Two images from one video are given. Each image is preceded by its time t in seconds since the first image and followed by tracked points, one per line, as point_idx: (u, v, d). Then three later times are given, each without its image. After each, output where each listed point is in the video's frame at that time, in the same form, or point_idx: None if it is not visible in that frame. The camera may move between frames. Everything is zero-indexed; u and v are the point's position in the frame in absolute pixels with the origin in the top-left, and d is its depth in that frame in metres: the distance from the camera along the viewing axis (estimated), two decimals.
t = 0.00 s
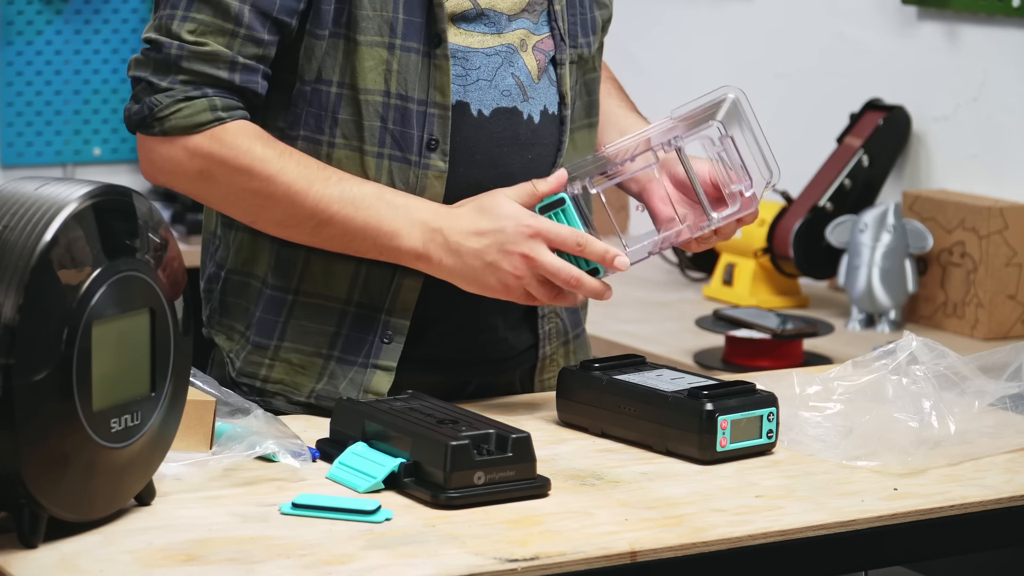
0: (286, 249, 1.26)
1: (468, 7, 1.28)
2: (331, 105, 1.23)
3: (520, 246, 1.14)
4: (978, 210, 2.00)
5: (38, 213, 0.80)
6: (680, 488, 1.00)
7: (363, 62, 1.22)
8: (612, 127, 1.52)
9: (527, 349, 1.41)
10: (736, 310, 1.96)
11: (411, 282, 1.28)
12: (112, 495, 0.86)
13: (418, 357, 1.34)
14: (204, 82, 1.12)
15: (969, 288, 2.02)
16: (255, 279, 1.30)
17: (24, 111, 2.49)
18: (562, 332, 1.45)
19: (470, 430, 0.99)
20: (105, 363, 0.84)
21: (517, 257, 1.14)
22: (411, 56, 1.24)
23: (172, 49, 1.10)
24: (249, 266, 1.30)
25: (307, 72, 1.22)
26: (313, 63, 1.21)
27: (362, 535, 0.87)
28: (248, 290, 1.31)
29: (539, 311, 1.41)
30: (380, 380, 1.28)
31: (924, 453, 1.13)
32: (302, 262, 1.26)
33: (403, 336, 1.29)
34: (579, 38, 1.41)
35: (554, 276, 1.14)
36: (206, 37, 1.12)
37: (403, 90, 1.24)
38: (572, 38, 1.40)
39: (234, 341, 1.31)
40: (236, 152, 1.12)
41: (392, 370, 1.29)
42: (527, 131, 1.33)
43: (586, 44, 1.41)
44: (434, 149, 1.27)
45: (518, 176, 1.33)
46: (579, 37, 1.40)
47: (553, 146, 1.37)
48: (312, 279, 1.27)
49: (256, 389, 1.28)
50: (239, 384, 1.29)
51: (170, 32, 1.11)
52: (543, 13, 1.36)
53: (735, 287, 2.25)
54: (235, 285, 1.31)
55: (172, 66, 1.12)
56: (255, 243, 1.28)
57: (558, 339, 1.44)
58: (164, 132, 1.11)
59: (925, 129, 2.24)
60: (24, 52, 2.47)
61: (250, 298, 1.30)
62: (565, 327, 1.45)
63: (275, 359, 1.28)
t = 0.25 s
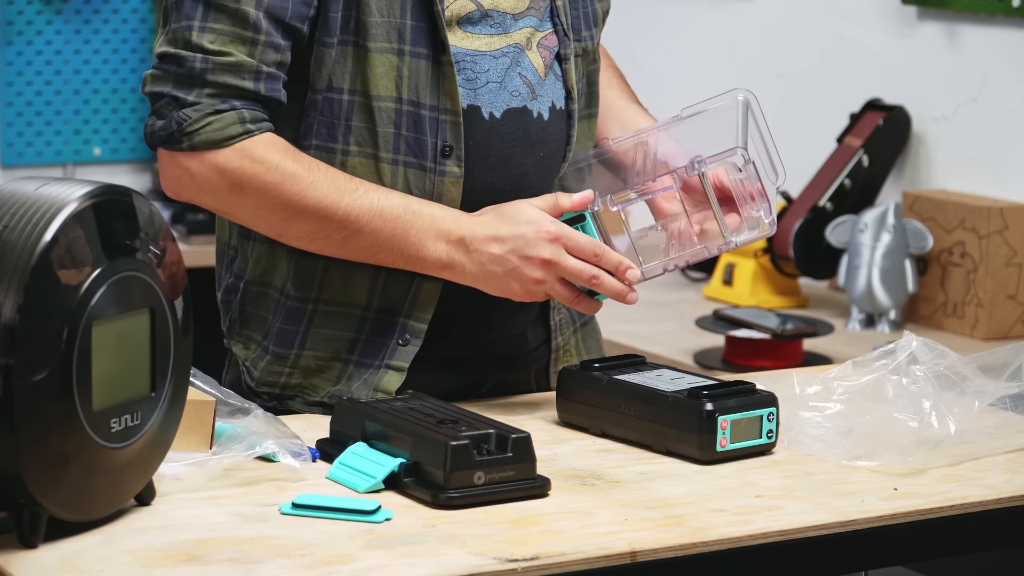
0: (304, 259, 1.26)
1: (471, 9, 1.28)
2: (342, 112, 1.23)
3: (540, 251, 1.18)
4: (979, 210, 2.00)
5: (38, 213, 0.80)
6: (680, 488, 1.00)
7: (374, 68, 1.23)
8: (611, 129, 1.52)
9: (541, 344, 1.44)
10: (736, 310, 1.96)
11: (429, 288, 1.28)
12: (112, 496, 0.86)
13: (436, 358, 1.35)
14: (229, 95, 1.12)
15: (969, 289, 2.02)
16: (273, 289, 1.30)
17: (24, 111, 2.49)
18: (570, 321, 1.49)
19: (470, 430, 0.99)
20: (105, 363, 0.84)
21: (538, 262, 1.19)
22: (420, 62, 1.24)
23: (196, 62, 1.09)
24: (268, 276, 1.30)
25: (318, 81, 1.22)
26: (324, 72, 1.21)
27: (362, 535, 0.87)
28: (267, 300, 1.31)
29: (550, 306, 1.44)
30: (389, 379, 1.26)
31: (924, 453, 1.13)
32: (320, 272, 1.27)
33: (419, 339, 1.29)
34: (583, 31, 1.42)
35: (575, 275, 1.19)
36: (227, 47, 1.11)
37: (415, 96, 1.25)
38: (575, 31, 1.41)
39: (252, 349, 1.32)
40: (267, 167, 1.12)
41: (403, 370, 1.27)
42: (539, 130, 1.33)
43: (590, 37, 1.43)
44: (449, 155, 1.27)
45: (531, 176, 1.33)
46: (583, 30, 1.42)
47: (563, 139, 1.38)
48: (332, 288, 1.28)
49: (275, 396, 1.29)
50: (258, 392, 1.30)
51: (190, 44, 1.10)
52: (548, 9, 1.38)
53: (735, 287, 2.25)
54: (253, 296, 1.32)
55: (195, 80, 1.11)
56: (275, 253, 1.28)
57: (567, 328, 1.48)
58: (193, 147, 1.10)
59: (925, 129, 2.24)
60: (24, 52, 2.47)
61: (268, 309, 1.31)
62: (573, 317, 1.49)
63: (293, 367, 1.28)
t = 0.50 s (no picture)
0: (301, 259, 1.26)
1: (469, 7, 1.28)
2: (337, 113, 1.23)
3: (535, 254, 1.18)
4: (978, 210, 2.00)
5: (38, 213, 0.80)
6: (680, 488, 1.00)
7: (370, 69, 1.23)
8: (611, 129, 1.52)
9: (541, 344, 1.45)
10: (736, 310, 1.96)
11: (427, 288, 1.28)
12: (112, 496, 0.86)
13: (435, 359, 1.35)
14: (225, 97, 1.13)
15: (969, 288, 2.02)
16: (269, 289, 1.31)
17: (24, 111, 2.49)
18: (570, 320, 1.48)
19: (470, 430, 0.99)
20: (105, 363, 0.84)
21: (533, 266, 1.19)
22: (417, 62, 1.24)
23: (191, 63, 1.10)
24: (264, 276, 1.31)
25: (314, 81, 1.22)
26: (319, 72, 1.21)
27: (362, 536, 0.87)
28: (263, 300, 1.32)
29: (549, 305, 1.43)
30: (388, 381, 1.26)
31: (924, 453, 1.13)
32: (317, 273, 1.27)
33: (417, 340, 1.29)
34: (584, 30, 1.42)
35: (571, 279, 1.19)
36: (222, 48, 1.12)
37: (411, 97, 1.25)
38: (575, 28, 1.41)
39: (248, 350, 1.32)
40: (261, 170, 1.13)
41: (401, 371, 1.28)
42: (536, 129, 1.33)
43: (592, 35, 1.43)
44: (444, 156, 1.27)
45: (527, 176, 1.34)
46: (584, 28, 1.42)
47: (561, 139, 1.38)
48: (329, 288, 1.28)
49: (273, 397, 1.29)
50: (256, 393, 1.30)
51: (185, 45, 1.11)
52: (548, 6, 1.38)
53: (735, 287, 2.25)
54: (250, 296, 1.33)
55: (192, 82, 1.12)
56: (273, 254, 1.29)
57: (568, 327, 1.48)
58: (189, 148, 1.11)
59: (925, 129, 2.24)
60: (24, 52, 2.47)
61: (265, 309, 1.31)
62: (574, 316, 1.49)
63: (291, 367, 1.28)
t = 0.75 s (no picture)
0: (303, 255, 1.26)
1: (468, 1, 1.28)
2: (338, 109, 1.23)
3: (516, 260, 1.16)
4: (978, 210, 2.00)
5: (38, 213, 0.80)
6: (680, 488, 1.00)
7: (367, 63, 1.23)
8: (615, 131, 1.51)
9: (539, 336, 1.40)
10: (736, 310, 1.95)
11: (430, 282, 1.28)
12: (112, 495, 0.86)
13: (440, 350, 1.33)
14: (208, 92, 1.13)
15: (969, 288, 2.02)
16: (268, 286, 1.30)
17: (24, 111, 2.49)
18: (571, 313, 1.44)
19: (470, 430, 0.99)
20: (105, 363, 0.84)
21: (515, 272, 1.16)
22: (416, 56, 1.25)
23: (175, 57, 1.10)
24: (263, 273, 1.30)
25: (314, 77, 1.22)
26: (319, 68, 1.22)
27: (362, 535, 0.87)
28: (262, 297, 1.31)
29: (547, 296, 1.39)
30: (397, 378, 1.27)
31: (923, 453, 1.13)
32: (319, 269, 1.26)
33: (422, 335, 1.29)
34: (585, 27, 1.42)
35: (553, 275, 1.17)
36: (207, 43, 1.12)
37: (410, 90, 1.25)
38: (577, 27, 1.41)
39: (248, 346, 1.32)
40: (241, 165, 1.12)
41: (409, 367, 1.28)
42: (536, 125, 1.33)
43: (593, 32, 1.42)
44: (445, 146, 1.27)
45: (526, 168, 1.33)
46: (585, 26, 1.41)
47: (562, 134, 1.37)
48: (332, 284, 1.27)
49: (277, 394, 1.29)
50: (259, 389, 1.30)
51: (171, 39, 1.11)
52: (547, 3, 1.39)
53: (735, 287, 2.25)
54: (249, 293, 1.32)
55: (175, 75, 1.12)
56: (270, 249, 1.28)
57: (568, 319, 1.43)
58: (171, 142, 1.11)
59: (925, 128, 2.24)
60: (24, 52, 2.47)
61: (265, 305, 1.31)
62: (574, 309, 1.45)
63: (295, 364, 1.28)
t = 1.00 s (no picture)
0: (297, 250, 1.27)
1: (463, 0, 1.29)
2: (331, 104, 1.24)
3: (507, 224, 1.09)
4: (978, 210, 2.00)
5: (38, 213, 0.80)
6: (680, 488, 1.00)
7: (360, 58, 1.23)
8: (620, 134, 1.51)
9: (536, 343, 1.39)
10: (736, 310, 1.95)
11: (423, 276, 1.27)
12: (112, 496, 0.86)
13: (431, 354, 1.31)
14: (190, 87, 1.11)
15: (969, 288, 2.02)
16: (256, 278, 1.29)
17: (24, 111, 2.49)
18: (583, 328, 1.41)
19: (470, 430, 0.99)
20: (105, 363, 0.84)
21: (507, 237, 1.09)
22: (409, 52, 1.25)
23: (160, 54, 1.10)
24: (251, 265, 1.29)
25: (306, 71, 1.22)
26: (312, 62, 1.22)
27: (362, 535, 0.87)
28: (249, 289, 1.30)
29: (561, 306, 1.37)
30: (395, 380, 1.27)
31: (923, 453, 1.13)
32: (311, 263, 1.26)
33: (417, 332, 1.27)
34: (581, 29, 1.40)
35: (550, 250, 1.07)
36: (192, 43, 1.11)
37: (402, 87, 1.25)
38: (572, 29, 1.39)
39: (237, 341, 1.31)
40: (211, 154, 1.06)
41: (404, 369, 1.27)
42: (529, 126, 1.32)
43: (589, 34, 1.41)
44: (438, 142, 1.27)
45: (519, 171, 1.32)
46: (580, 28, 1.40)
47: (556, 138, 1.36)
48: (325, 278, 1.27)
49: (273, 391, 1.30)
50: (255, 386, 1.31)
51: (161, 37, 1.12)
52: (543, 5, 1.37)
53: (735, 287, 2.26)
54: (236, 285, 1.31)
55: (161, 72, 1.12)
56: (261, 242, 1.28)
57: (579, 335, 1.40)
58: (155, 137, 1.09)
59: (925, 129, 2.24)
60: (24, 52, 2.47)
61: (252, 298, 1.30)
62: (588, 324, 1.41)
63: (291, 361, 1.28)
